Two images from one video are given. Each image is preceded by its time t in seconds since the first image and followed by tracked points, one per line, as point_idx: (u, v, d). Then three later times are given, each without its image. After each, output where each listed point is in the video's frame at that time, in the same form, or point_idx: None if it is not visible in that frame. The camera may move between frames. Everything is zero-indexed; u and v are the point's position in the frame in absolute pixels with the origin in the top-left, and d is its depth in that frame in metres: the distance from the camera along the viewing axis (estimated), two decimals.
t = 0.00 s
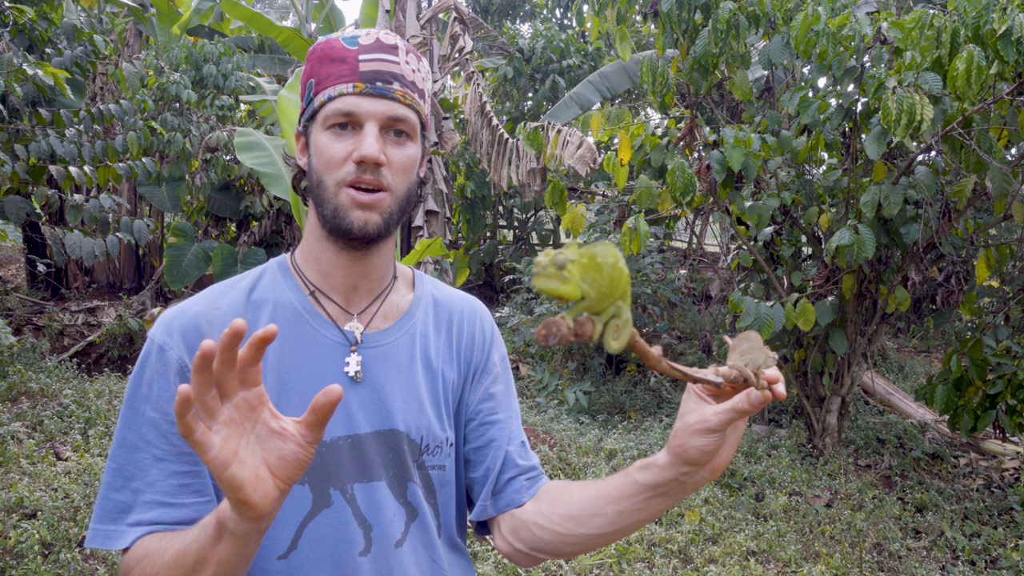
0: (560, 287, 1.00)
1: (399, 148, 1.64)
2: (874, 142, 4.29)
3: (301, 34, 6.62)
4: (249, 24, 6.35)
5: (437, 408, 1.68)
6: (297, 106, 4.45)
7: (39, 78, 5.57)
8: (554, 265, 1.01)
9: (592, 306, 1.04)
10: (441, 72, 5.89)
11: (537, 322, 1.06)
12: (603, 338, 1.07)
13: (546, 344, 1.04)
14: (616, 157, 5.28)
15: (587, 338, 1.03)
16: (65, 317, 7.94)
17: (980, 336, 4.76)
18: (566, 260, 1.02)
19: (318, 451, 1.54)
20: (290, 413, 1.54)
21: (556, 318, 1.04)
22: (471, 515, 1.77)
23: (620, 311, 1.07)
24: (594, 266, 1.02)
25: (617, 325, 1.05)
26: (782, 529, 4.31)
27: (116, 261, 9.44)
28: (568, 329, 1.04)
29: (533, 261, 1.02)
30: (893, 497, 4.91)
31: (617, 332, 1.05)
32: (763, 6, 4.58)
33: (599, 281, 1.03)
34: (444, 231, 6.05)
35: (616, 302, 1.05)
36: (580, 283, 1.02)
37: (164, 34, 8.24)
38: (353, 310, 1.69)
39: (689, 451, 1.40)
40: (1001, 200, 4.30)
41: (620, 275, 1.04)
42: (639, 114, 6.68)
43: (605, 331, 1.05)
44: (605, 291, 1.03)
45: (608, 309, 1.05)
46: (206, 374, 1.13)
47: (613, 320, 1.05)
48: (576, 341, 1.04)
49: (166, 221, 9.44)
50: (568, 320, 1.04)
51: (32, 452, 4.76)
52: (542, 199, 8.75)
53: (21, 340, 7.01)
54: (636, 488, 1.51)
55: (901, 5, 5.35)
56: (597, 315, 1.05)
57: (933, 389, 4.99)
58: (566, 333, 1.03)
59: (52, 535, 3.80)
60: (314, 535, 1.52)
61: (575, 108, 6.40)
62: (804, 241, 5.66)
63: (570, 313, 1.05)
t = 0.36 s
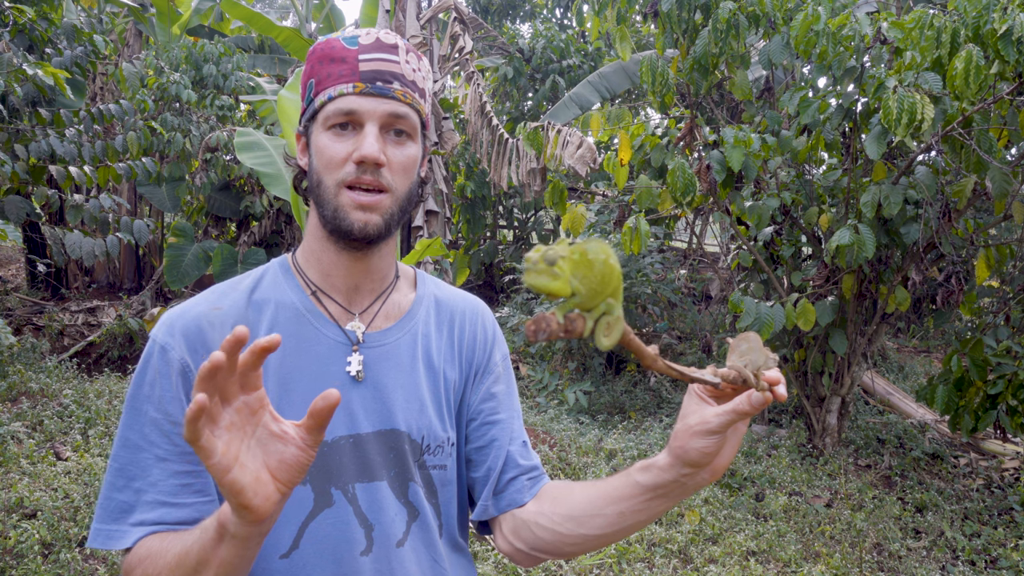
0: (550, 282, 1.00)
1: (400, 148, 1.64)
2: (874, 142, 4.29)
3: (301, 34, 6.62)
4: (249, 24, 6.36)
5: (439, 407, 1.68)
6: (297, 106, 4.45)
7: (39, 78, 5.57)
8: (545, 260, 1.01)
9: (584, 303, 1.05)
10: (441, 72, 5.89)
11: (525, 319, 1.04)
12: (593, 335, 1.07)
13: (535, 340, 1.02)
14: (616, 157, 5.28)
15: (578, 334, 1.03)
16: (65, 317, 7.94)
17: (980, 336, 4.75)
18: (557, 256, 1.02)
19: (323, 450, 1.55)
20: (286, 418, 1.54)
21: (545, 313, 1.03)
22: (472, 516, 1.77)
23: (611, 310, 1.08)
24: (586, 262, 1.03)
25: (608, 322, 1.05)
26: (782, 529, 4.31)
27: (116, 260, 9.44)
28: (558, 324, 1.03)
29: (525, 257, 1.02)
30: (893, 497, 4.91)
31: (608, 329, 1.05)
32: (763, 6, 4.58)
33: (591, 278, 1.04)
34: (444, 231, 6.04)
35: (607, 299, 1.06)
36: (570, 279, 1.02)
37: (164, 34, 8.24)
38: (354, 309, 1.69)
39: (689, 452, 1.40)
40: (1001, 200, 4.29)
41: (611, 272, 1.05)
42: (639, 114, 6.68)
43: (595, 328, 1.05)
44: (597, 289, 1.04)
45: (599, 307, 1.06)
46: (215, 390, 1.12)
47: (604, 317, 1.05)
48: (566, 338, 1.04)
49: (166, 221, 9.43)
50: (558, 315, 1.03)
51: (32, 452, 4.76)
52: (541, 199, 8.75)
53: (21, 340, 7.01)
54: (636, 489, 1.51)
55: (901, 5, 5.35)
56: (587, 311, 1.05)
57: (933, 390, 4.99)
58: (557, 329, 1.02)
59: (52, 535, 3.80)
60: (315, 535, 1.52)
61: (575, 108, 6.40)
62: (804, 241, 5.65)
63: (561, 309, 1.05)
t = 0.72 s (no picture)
0: (526, 274, 0.99)
1: (397, 147, 1.64)
2: (874, 142, 4.29)
3: (301, 34, 6.61)
4: (249, 24, 6.36)
5: (444, 403, 1.69)
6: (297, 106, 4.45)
7: (39, 78, 5.57)
8: (519, 252, 1.01)
9: (562, 294, 1.05)
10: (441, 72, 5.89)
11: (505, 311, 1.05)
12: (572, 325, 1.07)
13: (512, 330, 1.04)
14: (616, 157, 5.28)
15: (556, 324, 1.03)
16: (65, 317, 7.94)
17: (980, 335, 4.76)
18: (532, 247, 1.01)
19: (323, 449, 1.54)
20: (295, 432, 1.54)
21: (521, 303, 1.04)
22: (479, 511, 1.78)
23: (591, 299, 1.07)
24: (560, 254, 1.03)
25: (587, 312, 1.05)
26: (782, 529, 4.31)
27: (116, 260, 9.44)
28: (535, 314, 1.03)
29: (499, 249, 1.02)
30: (893, 497, 4.91)
31: (588, 319, 1.05)
32: (763, 6, 4.58)
33: (566, 269, 1.03)
34: (444, 230, 6.04)
35: (585, 289, 1.05)
36: (546, 270, 1.02)
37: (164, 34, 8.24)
38: (358, 307, 1.69)
39: (691, 445, 1.41)
40: (1001, 200, 4.29)
41: (588, 263, 1.04)
42: (639, 113, 6.68)
43: (575, 318, 1.05)
44: (575, 280, 1.04)
45: (579, 297, 1.06)
46: (242, 485, 1.00)
47: (582, 308, 1.06)
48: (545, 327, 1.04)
49: (166, 221, 9.43)
50: (535, 306, 1.03)
51: (32, 452, 4.76)
52: (541, 199, 8.75)
53: (21, 340, 7.01)
54: (640, 483, 1.51)
55: (901, 5, 5.35)
56: (566, 301, 1.05)
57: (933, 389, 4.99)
58: (533, 319, 1.02)
59: (52, 536, 3.81)
60: (320, 529, 1.52)
61: (575, 108, 6.40)
62: (804, 241, 5.65)
63: (539, 299, 1.05)
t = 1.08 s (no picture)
0: (518, 292, 0.99)
1: (396, 147, 1.64)
2: (874, 142, 4.29)
3: (301, 34, 6.61)
4: (249, 24, 6.35)
5: (443, 402, 1.68)
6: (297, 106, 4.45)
7: (39, 78, 5.57)
8: (512, 269, 1.00)
9: (553, 309, 1.04)
10: (441, 72, 5.89)
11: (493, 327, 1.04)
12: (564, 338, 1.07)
13: (503, 347, 1.02)
14: (616, 157, 5.28)
15: (547, 339, 1.03)
16: (65, 317, 7.94)
17: (980, 335, 4.76)
18: (524, 265, 1.00)
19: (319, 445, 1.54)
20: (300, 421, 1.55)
21: (513, 320, 1.03)
22: (478, 510, 1.78)
23: (581, 312, 1.08)
24: (553, 271, 1.02)
25: (579, 326, 1.06)
26: (782, 529, 4.31)
27: (116, 260, 9.44)
28: (525, 330, 1.03)
29: (491, 266, 1.00)
30: (893, 497, 4.91)
31: (579, 333, 1.06)
32: (763, 6, 4.58)
33: (558, 285, 1.03)
34: (444, 230, 6.04)
35: (576, 303, 1.06)
36: (539, 287, 1.01)
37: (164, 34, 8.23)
38: (358, 307, 1.70)
39: (689, 445, 1.42)
40: (1001, 200, 4.30)
41: (579, 278, 1.05)
42: (639, 113, 6.68)
43: (566, 332, 1.05)
44: (566, 295, 1.04)
45: (569, 310, 1.06)
46: (317, 506, 0.84)
47: (574, 321, 1.06)
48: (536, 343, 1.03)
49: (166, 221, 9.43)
50: (526, 322, 1.03)
51: (32, 452, 4.76)
52: (541, 199, 8.76)
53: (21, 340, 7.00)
54: (638, 483, 1.51)
55: (901, 5, 5.36)
56: (557, 316, 1.05)
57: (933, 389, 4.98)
58: (525, 335, 1.02)
59: (52, 536, 3.80)
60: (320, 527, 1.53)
61: (575, 108, 6.40)
62: (805, 241, 5.66)
63: (528, 315, 1.04)
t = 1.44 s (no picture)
0: (507, 281, 0.99)
1: (396, 147, 1.64)
2: (874, 142, 4.28)
3: (301, 34, 6.61)
4: (249, 24, 6.35)
5: (443, 402, 1.69)
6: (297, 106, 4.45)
7: (39, 78, 5.57)
8: (501, 259, 0.99)
9: (541, 299, 1.04)
10: (440, 72, 5.89)
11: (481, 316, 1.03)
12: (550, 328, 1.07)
13: (490, 336, 1.01)
14: (616, 157, 5.28)
15: (535, 329, 1.03)
16: (65, 317, 7.94)
17: (980, 335, 4.75)
18: (513, 254, 1.01)
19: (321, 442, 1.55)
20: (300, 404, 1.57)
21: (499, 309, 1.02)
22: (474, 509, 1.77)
23: (568, 303, 1.08)
24: (541, 261, 1.03)
25: (566, 315, 1.06)
26: (782, 529, 4.30)
27: (116, 261, 9.44)
28: (513, 319, 1.02)
29: (480, 255, 1.00)
30: (893, 497, 4.90)
31: (566, 323, 1.06)
32: (763, 6, 4.57)
33: (546, 275, 1.03)
34: (443, 230, 6.04)
35: (563, 294, 1.06)
36: (527, 277, 1.01)
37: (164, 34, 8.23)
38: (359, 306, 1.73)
39: (684, 445, 1.43)
40: (1001, 201, 4.29)
41: (566, 268, 1.05)
42: (639, 113, 6.68)
43: (553, 322, 1.06)
44: (554, 285, 1.04)
45: (557, 301, 1.06)
46: (343, 443, 0.85)
47: (561, 312, 1.06)
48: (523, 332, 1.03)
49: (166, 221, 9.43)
50: (513, 311, 1.02)
51: (32, 452, 4.76)
52: (541, 199, 8.76)
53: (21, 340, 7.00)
54: (634, 482, 1.51)
55: (901, 5, 5.35)
56: (545, 306, 1.05)
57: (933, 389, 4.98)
58: (513, 324, 1.01)
59: (52, 535, 3.81)
60: (322, 524, 1.53)
61: (575, 108, 6.39)
62: (805, 241, 5.65)
63: (517, 305, 1.04)
